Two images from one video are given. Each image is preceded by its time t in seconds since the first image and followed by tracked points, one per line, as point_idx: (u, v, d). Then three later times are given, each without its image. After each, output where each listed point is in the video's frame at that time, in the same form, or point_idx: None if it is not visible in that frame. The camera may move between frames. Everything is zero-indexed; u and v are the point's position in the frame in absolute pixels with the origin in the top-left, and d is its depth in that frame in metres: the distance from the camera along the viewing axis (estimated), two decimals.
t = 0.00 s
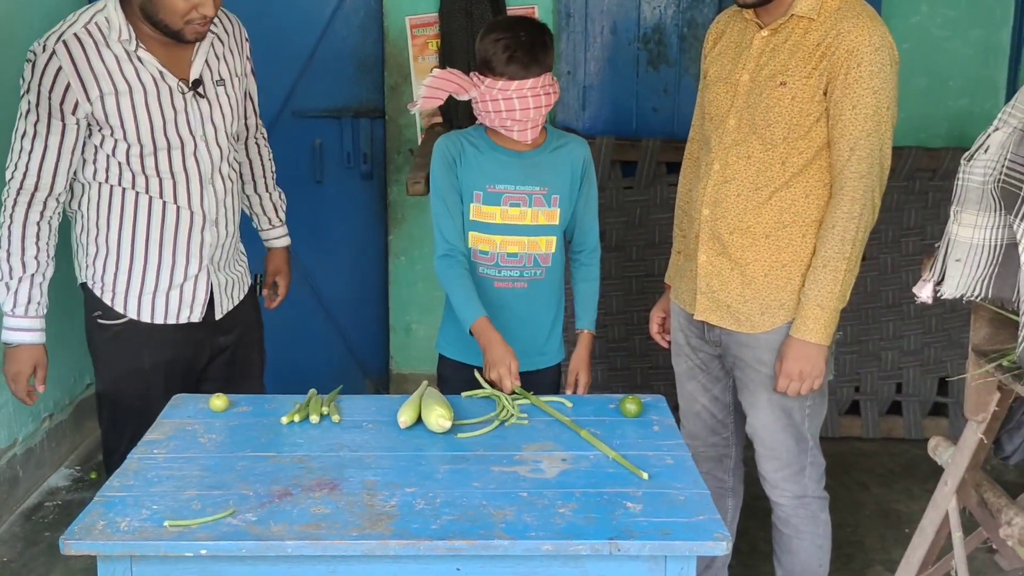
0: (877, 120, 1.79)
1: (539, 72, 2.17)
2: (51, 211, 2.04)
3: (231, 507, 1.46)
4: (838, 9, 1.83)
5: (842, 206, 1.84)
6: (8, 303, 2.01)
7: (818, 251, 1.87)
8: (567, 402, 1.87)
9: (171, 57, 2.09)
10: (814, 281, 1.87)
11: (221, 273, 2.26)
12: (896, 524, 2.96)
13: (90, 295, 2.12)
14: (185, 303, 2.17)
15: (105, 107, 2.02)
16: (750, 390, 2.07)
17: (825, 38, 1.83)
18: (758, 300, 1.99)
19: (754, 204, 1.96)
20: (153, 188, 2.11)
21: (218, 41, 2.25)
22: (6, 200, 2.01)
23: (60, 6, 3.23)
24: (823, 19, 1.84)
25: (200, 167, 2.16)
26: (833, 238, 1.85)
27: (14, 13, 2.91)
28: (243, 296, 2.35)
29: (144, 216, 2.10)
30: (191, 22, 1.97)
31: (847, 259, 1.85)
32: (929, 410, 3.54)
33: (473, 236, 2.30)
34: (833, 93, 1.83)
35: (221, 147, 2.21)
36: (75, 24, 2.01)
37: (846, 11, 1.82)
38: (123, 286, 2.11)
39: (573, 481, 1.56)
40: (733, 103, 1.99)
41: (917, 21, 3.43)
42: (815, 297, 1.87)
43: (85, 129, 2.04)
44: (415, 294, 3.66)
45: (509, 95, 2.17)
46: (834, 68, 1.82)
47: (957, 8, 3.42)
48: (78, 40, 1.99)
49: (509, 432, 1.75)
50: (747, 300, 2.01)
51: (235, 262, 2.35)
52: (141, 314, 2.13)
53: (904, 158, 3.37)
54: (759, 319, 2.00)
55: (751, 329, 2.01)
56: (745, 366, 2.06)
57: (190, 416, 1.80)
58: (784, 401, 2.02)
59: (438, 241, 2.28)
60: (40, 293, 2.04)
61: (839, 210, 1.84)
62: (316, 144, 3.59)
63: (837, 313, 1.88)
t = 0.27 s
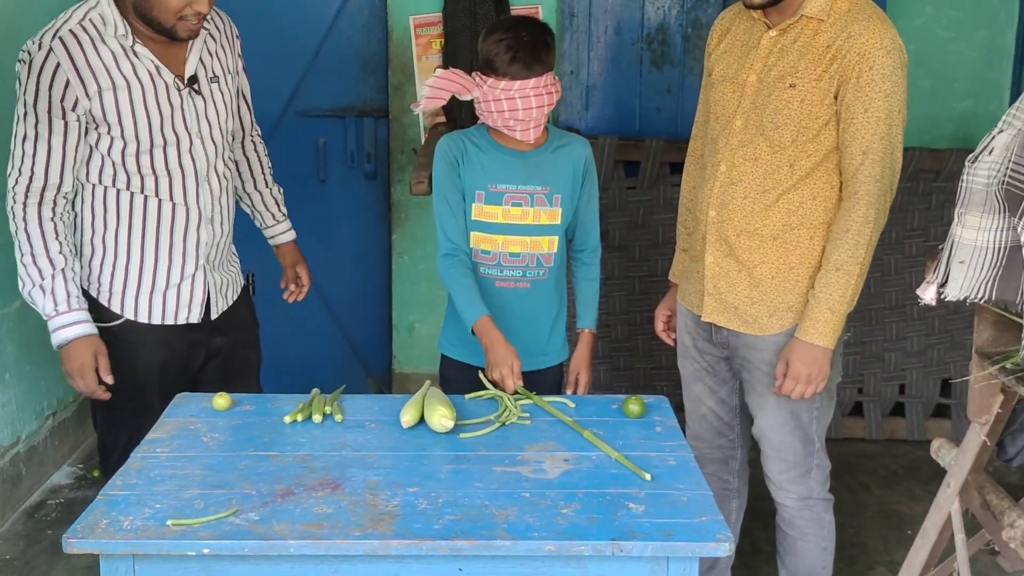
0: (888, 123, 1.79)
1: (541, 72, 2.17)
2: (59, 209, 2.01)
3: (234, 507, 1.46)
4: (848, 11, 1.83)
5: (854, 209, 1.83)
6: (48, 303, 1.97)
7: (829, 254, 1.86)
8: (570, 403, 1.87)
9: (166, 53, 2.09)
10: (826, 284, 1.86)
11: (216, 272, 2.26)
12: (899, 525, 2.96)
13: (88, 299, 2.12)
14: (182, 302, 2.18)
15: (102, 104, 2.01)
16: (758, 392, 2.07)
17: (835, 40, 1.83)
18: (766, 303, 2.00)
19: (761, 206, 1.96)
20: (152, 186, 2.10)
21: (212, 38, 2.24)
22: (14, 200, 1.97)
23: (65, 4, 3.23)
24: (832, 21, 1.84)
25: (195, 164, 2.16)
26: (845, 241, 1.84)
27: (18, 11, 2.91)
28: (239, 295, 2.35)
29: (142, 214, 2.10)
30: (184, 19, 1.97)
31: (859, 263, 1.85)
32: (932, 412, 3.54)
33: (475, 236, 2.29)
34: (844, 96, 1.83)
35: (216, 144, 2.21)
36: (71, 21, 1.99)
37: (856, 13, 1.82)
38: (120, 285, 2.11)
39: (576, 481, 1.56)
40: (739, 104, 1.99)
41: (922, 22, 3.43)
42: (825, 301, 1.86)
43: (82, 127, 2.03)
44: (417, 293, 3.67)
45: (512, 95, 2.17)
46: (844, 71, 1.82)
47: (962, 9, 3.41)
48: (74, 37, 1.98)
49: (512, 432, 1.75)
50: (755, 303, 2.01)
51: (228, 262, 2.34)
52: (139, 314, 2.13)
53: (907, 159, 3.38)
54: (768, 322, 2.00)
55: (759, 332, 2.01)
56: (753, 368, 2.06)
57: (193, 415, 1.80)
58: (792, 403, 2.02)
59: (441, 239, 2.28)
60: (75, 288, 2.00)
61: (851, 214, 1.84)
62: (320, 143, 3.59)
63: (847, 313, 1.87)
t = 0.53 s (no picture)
0: (914, 128, 1.79)
1: (541, 74, 2.18)
2: (61, 222, 1.96)
3: (235, 507, 1.46)
4: (866, 15, 1.84)
5: (886, 213, 1.84)
6: (64, 319, 1.92)
7: (858, 259, 1.87)
8: (571, 403, 1.88)
9: (151, 64, 2.06)
10: (855, 289, 1.86)
11: (202, 280, 2.23)
12: (900, 527, 2.96)
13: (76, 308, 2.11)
14: (167, 313, 2.15)
15: (87, 114, 1.98)
16: (769, 397, 2.07)
17: (854, 44, 1.83)
18: (782, 308, 1.99)
19: (777, 210, 1.96)
20: (137, 197, 2.08)
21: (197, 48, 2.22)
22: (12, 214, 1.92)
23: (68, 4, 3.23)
24: (850, 24, 1.84)
25: (181, 174, 2.13)
26: (875, 246, 1.85)
27: (21, 10, 2.91)
28: (231, 301, 2.32)
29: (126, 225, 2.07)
30: (183, 27, 1.95)
31: (892, 267, 1.85)
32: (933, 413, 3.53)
33: (474, 236, 2.30)
34: (866, 100, 1.83)
35: (201, 154, 2.19)
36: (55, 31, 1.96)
37: (875, 17, 1.83)
38: (104, 296, 2.09)
39: (576, 481, 1.56)
40: (752, 107, 1.98)
41: (924, 24, 3.43)
42: (856, 305, 1.86)
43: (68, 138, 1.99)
44: (419, 293, 3.67)
45: (511, 97, 2.17)
46: (865, 75, 1.82)
47: (965, 10, 3.41)
48: (60, 46, 1.94)
49: (512, 433, 1.76)
50: (771, 309, 2.01)
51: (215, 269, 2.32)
52: (122, 324, 2.12)
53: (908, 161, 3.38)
54: (787, 328, 2.00)
55: (775, 338, 2.01)
56: (766, 374, 2.07)
57: (195, 415, 1.80)
58: (805, 409, 2.02)
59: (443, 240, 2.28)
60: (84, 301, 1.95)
61: (882, 218, 1.84)
62: (322, 143, 3.60)
63: (873, 316, 1.88)
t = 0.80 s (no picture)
0: (928, 133, 1.80)
1: (540, 75, 2.18)
2: (43, 223, 1.95)
3: (235, 505, 1.47)
4: (874, 20, 1.83)
5: (902, 219, 1.85)
6: (20, 322, 1.88)
7: (874, 264, 1.88)
8: (572, 403, 1.88)
9: (155, 68, 2.07)
10: (868, 293, 1.88)
11: (200, 284, 2.23)
12: (900, 527, 2.96)
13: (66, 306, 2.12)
14: (160, 316, 2.15)
15: (86, 116, 1.99)
16: (776, 402, 2.06)
17: (863, 50, 1.83)
18: (795, 317, 2.00)
19: (788, 218, 1.96)
20: (134, 199, 2.08)
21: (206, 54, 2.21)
22: None
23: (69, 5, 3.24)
24: (858, 29, 1.84)
25: (180, 178, 2.13)
26: (891, 252, 1.86)
27: (22, 10, 2.92)
28: (232, 305, 2.31)
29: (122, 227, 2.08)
30: (186, 28, 1.95)
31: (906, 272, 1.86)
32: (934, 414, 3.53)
33: (473, 236, 2.30)
34: (876, 107, 1.83)
35: (202, 159, 2.18)
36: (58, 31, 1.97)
37: (883, 22, 1.83)
38: (97, 298, 2.09)
39: (577, 482, 1.56)
40: (758, 114, 1.97)
41: (925, 24, 3.43)
42: (868, 309, 1.87)
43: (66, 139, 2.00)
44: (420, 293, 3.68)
45: (511, 97, 2.18)
46: (876, 81, 1.82)
47: (966, 11, 3.41)
48: (61, 47, 1.95)
49: (511, 433, 1.76)
50: (784, 320, 2.00)
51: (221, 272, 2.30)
52: (116, 326, 2.11)
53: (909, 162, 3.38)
54: (799, 337, 2.00)
55: (787, 348, 2.01)
56: (775, 380, 2.06)
57: (195, 414, 1.81)
58: (814, 415, 2.02)
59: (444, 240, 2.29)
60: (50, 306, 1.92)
61: (899, 223, 1.85)
62: (323, 143, 3.60)
63: (887, 322, 1.88)
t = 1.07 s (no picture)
0: (886, 134, 1.81)
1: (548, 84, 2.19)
2: (58, 224, 2.00)
3: (235, 507, 1.46)
4: (836, 24, 1.85)
5: (856, 220, 1.84)
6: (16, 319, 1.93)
7: (827, 266, 1.85)
8: (572, 404, 1.88)
9: (189, 84, 2.07)
10: (822, 295, 1.85)
11: (220, 302, 2.18)
12: (901, 529, 2.96)
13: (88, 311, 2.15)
14: (167, 329, 2.13)
15: (111, 124, 2.02)
16: (757, 414, 2.05)
17: (826, 54, 1.84)
18: (772, 328, 1.99)
19: (760, 226, 1.95)
20: (150, 211, 2.08)
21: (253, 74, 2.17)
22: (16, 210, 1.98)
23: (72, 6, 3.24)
24: (821, 33, 1.85)
25: (200, 195, 2.11)
26: (846, 254, 1.83)
27: (26, 11, 2.92)
28: (258, 323, 2.25)
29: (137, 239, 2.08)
30: (228, 48, 1.95)
31: (861, 275, 1.84)
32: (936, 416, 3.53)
33: (475, 236, 2.30)
34: (840, 110, 1.84)
35: (229, 179, 2.16)
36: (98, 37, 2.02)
37: (845, 25, 1.84)
38: (111, 305, 2.11)
39: (577, 483, 1.56)
40: (727, 125, 1.96)
41: (926, 25, 3.43)
42: (821, 312, 1.83)
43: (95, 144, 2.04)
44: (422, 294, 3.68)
45: (518, 106, 2.18)
46: (840, 84, 1.83)
47: (968, 13, 3.41)
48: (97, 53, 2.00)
49: (513, 434, 1.76)
50: (762, 331, 2.00)
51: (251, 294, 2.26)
52: (121, 334, 2.11)
53: (912, 163, 3.37)
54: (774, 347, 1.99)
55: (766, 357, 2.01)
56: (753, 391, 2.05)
57: (196, 416, 1.81)
58: (797, 423, 2.02)
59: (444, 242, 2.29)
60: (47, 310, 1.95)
61: (853, 224, 1.84)
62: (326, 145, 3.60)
63: (839, 325, 1.85)
